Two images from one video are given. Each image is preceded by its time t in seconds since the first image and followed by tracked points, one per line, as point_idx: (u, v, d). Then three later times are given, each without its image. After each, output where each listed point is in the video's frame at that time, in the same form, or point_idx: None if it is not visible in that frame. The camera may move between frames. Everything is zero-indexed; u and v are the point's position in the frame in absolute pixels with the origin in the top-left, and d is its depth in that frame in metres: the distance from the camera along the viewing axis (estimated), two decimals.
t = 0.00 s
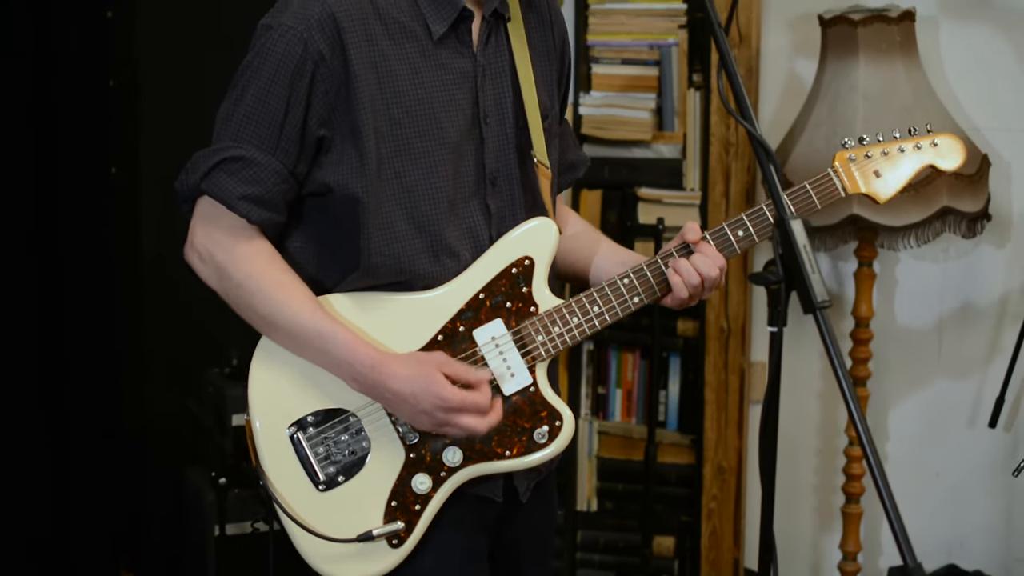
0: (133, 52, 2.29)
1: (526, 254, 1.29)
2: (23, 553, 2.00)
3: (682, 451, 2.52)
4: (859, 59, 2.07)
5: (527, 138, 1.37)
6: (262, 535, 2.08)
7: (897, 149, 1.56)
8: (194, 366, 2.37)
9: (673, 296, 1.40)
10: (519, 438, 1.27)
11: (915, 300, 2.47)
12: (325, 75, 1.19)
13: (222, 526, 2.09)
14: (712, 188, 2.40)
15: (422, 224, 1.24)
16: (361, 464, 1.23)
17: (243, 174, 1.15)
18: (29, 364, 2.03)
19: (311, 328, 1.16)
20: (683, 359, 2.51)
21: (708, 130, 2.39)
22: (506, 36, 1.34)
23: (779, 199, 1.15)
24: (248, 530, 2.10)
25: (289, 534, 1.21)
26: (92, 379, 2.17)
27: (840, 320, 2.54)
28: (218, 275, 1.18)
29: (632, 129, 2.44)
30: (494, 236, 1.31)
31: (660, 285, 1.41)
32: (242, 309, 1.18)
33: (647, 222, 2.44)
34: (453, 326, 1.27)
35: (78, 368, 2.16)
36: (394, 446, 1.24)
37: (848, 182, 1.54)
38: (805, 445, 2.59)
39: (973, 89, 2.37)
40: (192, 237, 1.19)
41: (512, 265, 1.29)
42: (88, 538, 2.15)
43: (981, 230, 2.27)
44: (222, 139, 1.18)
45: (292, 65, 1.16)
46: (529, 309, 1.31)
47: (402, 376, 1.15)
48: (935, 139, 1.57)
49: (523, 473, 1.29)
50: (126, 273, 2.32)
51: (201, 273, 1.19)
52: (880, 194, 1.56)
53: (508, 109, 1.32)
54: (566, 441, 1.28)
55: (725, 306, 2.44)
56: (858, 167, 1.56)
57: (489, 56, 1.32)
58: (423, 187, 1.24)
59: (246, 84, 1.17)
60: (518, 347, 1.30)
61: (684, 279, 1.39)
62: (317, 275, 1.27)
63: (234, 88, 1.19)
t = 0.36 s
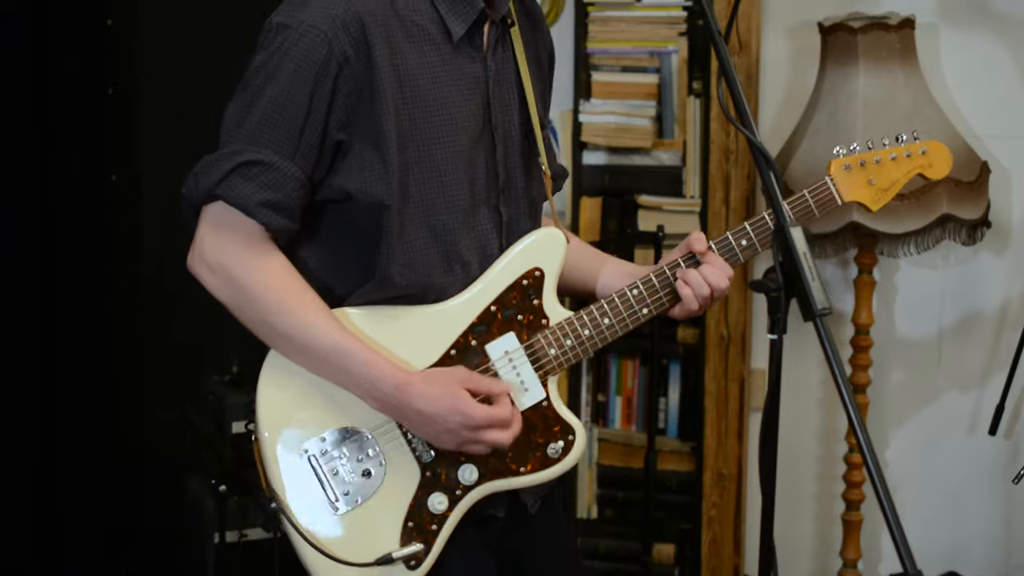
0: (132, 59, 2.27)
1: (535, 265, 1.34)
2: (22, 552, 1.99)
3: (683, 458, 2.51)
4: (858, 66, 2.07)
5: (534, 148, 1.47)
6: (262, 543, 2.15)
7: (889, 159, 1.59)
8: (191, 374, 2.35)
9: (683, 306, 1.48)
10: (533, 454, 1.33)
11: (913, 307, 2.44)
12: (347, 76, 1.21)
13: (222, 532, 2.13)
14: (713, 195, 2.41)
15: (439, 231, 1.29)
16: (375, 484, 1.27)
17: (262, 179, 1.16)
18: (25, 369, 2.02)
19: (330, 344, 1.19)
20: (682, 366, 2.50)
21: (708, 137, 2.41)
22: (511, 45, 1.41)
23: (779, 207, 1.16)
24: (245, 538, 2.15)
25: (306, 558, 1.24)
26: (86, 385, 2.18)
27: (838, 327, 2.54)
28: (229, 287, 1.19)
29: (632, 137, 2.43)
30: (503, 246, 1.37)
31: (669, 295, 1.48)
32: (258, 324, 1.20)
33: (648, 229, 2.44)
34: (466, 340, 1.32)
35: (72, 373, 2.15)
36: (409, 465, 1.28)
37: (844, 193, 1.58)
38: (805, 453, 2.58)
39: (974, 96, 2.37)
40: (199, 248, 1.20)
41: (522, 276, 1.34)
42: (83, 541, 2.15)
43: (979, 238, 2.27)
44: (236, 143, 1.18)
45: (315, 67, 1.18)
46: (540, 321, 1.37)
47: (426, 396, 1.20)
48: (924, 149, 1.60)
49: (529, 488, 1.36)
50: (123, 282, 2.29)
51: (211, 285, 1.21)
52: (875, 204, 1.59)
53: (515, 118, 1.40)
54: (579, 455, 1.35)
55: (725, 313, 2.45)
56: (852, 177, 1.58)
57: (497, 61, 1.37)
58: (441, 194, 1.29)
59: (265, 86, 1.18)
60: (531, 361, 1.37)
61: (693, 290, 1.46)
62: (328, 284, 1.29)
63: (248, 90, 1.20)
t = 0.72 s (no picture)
0: (131, 67, 2.24)
1: (559, 273, 1.34)
2: (22, 552, 2.04)
3: (683, 468, 2.51)
4: (858, 76, 2.08)
5: (550, 154, 1.50)
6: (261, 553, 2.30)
7: (916, 142, 1.56)
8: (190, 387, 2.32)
9: (710, 307, 1.48)
10: (566, 467, 1.32)
11: (913, 316, 2.43)
12: (354, 91, 1.20)
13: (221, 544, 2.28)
14: (712, 205, 2.41)
15: (455, 246, 1.28)
16: (406, 506, 1.26)
17: (271, 201, 1.15)
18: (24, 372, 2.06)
19: (351, 368, 1.18)
20: (682, 377, 2.51)
21: (708, 146, 2.41)
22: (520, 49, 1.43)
23: (778, 216, 1.16)
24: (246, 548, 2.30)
25: None
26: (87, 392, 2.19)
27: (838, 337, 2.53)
28: (246, 313, 1.17)
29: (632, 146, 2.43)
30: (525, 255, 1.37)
31: (696, 296, 1.48)
32: (278, 352, 1.19)
33: (647, 238, 2.44)
34: (492, 355, 1.31)
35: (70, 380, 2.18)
36: (439, 485, 1.27)
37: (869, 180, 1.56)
38: (805, 463, 2.57)
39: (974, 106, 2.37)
40: (214, 275, 1.18)
41: (546, 285, 1.34)
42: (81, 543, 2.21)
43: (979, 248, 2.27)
44: (244, 165, 1.17)
45: (320, 83, 1.17)
46: (566, 331, 1.37)
47: (451, 417, 1.18)
48: (948, 133, 1.57)
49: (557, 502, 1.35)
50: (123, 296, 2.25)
51: (226, 312, 1.18)
52: (902, 190, 1.56)
53: (526, 128, 1.41)
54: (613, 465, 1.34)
55: (724, 323, 2.44)
56: (877, 164, 1.56)
57: (505, 70, 1.37)
58: (455, 208, 1.28)
59: (270, 106, 1.17)
60: (558, 371, 1.36)
61: (721, 291, 1.45)
62: (343, 309, 1.28)
63: (254, 110, 1.19)
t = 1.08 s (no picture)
0: (129, 81, 2.25)
1: (587, 285, 1.33)
2: (22, 551, 2.05)
3: (681, 480, 2.49)
4: (854, 87, 2.09)
5: (582, 166, 1.42)
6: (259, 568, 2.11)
7: (977, 136, 1.57)
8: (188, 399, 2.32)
9: (748, 315, 1.44)
10: (594, 481, 1.32)
11: (910, 328, 2.43)
12: (362, 112, 1.24)
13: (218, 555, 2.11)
14: (709, 218, 2.43)
15: (475, 261, 1.30)
16: (429, 520, 1.28)
17: (285, 222, 1.21)
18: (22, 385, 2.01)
19: (367, 383, 1.22)
20: (679, 389, 2.47)
21: (706, 159, 2.42)
22: (550, 54, 1.40)
23: (775, 229, 1.16)
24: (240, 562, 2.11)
25: None
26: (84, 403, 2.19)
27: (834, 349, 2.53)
28: (268, 333, 1.24)
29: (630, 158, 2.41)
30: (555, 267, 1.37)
31: (732, 305, 1.44)
32: (301, 370, 1.24)
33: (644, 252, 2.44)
34: (516, 369, 1.32)
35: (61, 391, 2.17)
36: (464, 498, 1.29)
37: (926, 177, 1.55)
38: (802, 475, 2.57)
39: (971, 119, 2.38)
40: (240, 296, 1.26)
41: (574, 297, 1.33)
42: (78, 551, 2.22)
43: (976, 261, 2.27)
44: (263, 189, 1.24)
45: (328, 105, 1.22)
46: (595, 343, 1.35)
47: (464, 430, 1.22)
48: (1015, 124, 1.59)
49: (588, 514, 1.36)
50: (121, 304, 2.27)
51: (251, 329, 1.26)
52: (963, 187, 1.56)
53: (557, 138, 1.38)
54: (643, 481, 1.33)
55: (721, 336, 2.44)
56: (937, 161, 1.55)
57: (535, 79, 1.37)
58: (472, 223, 1.30)
59: (285, 129, 1.23)
60: (587, 386, 1.35)
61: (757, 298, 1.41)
62: (370, 329, 1.32)
63: (273, 134, 1.25)
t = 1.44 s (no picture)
0: (123, 95, 2.24)
1: (604, 298, 1.33)
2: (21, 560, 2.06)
3: (675, 492, 2.49)
4: (848, 102, 2.09)
5: (607, 177, 1.40)
6: None
7: (1007, 162, 1.64)
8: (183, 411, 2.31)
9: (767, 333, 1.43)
10: (602, 495, 1.31)
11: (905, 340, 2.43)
12: (382, 116, 1.24)
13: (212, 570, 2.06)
14: (703, 231, 2.43)
15: (492, 269, 1.30)
16: (435, 527, 1.28)
17: (302, 224, 1.22)
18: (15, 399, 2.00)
19: (377, 386, 1.21)
20: (675, 403, 2.49)
21: (700, 172, 2.41)
22: (579, 62, 1.39)
23: (769, 243, 1.16)
24: None
25: None
26: (76, 412, 2.19)
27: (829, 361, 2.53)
28: (283, 333, 1.24)
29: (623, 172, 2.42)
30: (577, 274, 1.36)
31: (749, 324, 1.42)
32: (312, 370, 1.24)
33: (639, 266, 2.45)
34: (529, 379, 1.31)
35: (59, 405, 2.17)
36: (471, 507, 1.29)
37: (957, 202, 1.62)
38: (796, 488, 2.56)
39: (965, 132, 2.39)
40: (255, 295, 1.26)
41: (590, 309, 1.32)
42: (68, 560, 2.21)
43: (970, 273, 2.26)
44: (282, 190, 1.24)
45: (349, 109, 1.22)
46: (608, 356, 1.34)
47: (472, 437, 1.20)
48: None
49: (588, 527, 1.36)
50: (117, 319, 2.25)
51: (266, 330, 1.25)
52: (993, 213, 1.63)
53: (583, 148, 1.37)
54: (651, 497, 1.31)
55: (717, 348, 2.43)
56: (967, 184, 1.62)
57: (563, 88, 1.37)
58: (491, 230, 1.30)
59: (305, 133, 1.24)
60: (598, 400, 1.33)
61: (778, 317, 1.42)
62: (386, 336, 1.32)
63: (294, 136, 1.26)
